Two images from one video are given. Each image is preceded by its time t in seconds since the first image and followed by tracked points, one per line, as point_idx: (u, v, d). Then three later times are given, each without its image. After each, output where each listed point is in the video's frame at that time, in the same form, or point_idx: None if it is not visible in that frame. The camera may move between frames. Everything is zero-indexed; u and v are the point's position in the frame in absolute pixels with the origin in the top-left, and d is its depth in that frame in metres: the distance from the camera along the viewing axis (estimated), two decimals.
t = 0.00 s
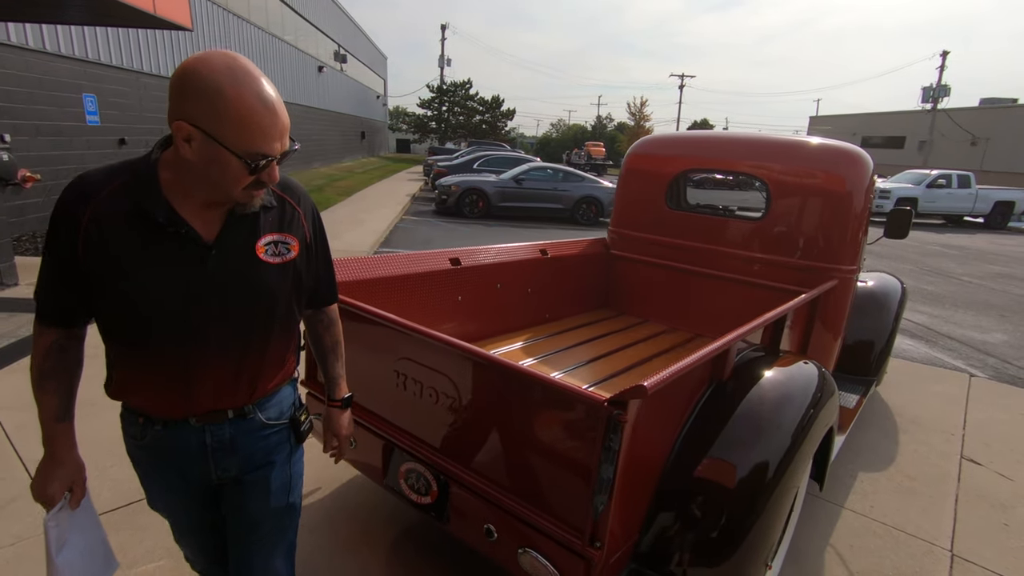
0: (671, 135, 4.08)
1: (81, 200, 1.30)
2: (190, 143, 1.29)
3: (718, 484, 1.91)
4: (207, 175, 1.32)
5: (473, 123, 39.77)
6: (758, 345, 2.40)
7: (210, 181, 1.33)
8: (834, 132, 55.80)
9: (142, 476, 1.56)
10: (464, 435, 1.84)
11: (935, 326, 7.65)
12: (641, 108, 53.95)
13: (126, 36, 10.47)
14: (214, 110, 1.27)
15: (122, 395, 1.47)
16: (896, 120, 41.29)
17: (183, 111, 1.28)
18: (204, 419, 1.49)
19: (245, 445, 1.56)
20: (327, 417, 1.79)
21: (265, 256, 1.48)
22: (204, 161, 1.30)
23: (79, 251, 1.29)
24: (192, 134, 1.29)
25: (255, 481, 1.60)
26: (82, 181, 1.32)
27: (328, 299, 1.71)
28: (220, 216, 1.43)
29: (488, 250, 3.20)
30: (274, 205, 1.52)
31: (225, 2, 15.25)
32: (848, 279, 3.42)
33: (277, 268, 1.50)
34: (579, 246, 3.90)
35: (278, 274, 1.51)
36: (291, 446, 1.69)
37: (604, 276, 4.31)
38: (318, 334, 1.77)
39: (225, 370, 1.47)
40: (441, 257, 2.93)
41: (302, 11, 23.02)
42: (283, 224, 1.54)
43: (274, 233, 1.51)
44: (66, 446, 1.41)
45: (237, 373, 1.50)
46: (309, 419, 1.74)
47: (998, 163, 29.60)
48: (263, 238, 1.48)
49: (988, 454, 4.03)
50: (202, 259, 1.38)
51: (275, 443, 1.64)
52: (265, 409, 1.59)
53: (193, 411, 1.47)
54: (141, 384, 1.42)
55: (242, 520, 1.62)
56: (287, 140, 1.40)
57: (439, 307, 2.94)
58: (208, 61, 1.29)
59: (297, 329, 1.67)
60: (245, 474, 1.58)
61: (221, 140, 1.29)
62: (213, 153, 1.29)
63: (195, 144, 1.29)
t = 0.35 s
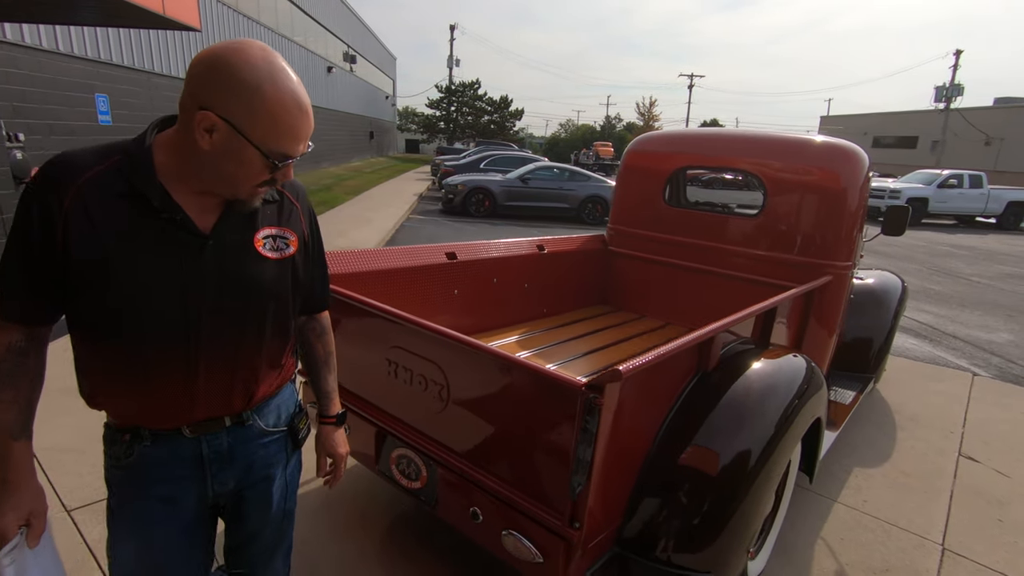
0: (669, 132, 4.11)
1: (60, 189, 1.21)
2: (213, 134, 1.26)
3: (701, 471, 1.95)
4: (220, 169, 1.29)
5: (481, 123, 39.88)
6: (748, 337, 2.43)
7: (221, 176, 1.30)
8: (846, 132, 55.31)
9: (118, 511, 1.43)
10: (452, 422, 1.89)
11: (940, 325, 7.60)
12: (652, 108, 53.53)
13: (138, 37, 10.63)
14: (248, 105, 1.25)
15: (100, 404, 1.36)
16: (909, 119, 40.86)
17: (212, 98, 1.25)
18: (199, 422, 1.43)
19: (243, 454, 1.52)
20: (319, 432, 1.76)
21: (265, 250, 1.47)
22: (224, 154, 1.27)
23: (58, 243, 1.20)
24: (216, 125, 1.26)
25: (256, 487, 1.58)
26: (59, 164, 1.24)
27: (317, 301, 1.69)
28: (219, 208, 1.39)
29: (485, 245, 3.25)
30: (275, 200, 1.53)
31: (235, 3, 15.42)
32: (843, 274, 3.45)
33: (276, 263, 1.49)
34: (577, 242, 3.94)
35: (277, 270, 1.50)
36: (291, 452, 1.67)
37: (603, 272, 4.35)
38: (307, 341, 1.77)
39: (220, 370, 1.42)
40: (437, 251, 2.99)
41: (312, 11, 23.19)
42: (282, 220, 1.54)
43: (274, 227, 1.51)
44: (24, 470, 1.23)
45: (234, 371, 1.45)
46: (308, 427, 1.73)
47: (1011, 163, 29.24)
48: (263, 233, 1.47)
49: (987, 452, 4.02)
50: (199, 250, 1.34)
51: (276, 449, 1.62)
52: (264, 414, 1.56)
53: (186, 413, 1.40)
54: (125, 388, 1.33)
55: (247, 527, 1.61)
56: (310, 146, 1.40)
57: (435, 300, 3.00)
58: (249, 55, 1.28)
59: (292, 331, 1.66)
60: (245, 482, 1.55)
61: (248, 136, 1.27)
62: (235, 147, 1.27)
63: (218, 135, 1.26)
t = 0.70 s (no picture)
0: (669, 128, 4.14)
1: (46, 186, 1.15)
2: (218, 113, 1.26)
3: (689, 455, 1.99)
4: (223, 151, 1.29)
5: (488, 123, 39.95)
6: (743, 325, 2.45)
7: (224, 159, 1.31)
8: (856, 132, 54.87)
9: (116, 525, 1.34)
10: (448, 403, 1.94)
11: (945, 324, 7.56)
12: (660, 109, 53.40)
13: (148, 37, 10.78)
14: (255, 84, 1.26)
15: (95, 416, 1.29)
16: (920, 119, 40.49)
17: (215, 75, 1.25)
18: (214, 410, 1.42)
19: (252, 440, 1.54)
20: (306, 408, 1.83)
21: (264, 234, 1.50)
22: (229, 133, 1.27)
23: (50, 245, 1.15)
24: (221, 103, 1.25)
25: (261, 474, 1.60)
26: (35, 154, 1.17)
27: (304, 282, 1.72)
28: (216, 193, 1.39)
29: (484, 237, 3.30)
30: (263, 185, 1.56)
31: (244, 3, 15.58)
32: (841, 269, 3.46)
33: (273, 246, 1.54)
34: (577, 236, 3.99)
35: (274, 251, 1.54)
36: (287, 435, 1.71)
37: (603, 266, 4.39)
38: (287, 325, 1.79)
39: (231, 357, 1.42)
40: (436, 242, 3.04)
41: (320, 12, 23.34)
42: (272, 201, 1.57)
43: (266, 210, 1.53)
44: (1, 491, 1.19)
45: (245, 356, 1.45)
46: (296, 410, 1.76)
47: None
48: (259, 216, 1.50)
49: (987, 447, 4.02)
50: (204, 237, 1.34)
51: (275, 433, 1.65)
52: (266, 399, 1.60)
53: (200, 404, 1.39)
54: (129, 387, 1.28)
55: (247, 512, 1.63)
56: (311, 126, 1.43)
57: (435, 291, 3.05)
58: (252, 32, 1.28)
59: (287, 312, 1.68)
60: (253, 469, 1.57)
61: (256, 115, 1.28)
62: (242, 126, 1.27)
63: (224, 114, 1.26)
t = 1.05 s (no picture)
0: (671, 120, 4.16)
1: None
2: (168, 61, 1.19)
3: (682, 435, 2.02)
4: (176, 104, 1.23)
5: (497, 123, 40.03)
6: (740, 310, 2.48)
7: (180, 115, 1.24)
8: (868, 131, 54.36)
9: (88, 542, 1.22)
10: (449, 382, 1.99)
11: (954, 321, 7.51)
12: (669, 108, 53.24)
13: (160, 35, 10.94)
14: (210, 29, 1.20)
15: (54, 423, 1.17)
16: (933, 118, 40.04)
17: (164, 18, 1.17)
18: (194, 395, 1.37)
19: (227, 429, 1.50)
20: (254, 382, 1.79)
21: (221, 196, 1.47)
22: (185, 83, 1.21)
23: None
24: (173, 49, 1.18)
25: (241, 471, 1.56)
26: None
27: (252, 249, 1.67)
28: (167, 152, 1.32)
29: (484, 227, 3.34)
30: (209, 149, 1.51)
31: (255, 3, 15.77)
32: (843, 258, 3.46)
33: (230, 209, 1.51)
34: (578, 228, 4.00)
35: (233, 217, 1.51)
36: (257, 426, 1.69)
37: (604, 259, 4.42)
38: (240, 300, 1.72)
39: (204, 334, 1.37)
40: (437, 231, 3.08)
41: (330, 12, 23.53)
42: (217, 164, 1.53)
43: (217, 172, 1.50)
44: None
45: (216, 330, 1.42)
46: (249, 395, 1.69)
47: None
48: (213, 179, 1.47)
49: (991, 441, 4.00)
50: (168, 207, 1.29)
51: (245, 424, 1.63)
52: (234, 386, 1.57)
53: (178, 390, 1.33)
54: (95, 375, 1.19)
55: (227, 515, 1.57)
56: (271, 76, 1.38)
57: (436, 279, 3.09)
58: None
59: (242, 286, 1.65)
60: (232, 466, 1.53)
61: (213, 63, 1.22)
62: (198, 75, 1.21)
63: (176, 62, 1.19)
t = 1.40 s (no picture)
0: (673, 113, 4.17)
1: None
2: None
3: (675, 418, 2.03)
4: (79, 50, 1.02)
5: (505, 122, 40.11)
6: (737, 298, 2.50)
7: (89, 63, 1.04)
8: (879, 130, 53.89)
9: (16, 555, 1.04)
10: (445, 363, 2.04)
11: (962, 318, 7.46)
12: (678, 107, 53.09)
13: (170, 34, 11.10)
14: None
15: None
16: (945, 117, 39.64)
17: None
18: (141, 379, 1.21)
19: (181, 413, 1.32)
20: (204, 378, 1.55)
21: (151, 162, 1.29)
22: (82, 24, 1.00)
23: None
24: None
25: (206, 462, 1.37)
26: None
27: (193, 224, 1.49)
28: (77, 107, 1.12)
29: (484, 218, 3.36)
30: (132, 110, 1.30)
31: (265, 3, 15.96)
32: (843, 249, 3.45)
33: (165, 177, 1.32)
34: (579, 220, 4.02)
35: (169, 184, 1.33)
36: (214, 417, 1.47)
37: (606, 251, 4.43)
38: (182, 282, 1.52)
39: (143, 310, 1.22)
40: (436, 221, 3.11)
41: (339, 11, 23.73)
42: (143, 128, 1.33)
43: (147, 137, 1.32)
44: None
45: (157, 306, 1.27)
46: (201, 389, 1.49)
47: None
48: (144, 142, 1.29)
49: (994, 435, 3.98)
50: (92, 169, 1.13)
51: (202, 412, 1.43)
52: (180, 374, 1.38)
53: (117, 376, 1.16)
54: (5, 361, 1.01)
55: (195, 515, 1.37)
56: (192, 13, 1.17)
57: (437, 267, 3.12)
58: None
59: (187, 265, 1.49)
60: (193, 456, 1.34)
61: None
62: (96, 14, 1.00)
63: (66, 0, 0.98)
